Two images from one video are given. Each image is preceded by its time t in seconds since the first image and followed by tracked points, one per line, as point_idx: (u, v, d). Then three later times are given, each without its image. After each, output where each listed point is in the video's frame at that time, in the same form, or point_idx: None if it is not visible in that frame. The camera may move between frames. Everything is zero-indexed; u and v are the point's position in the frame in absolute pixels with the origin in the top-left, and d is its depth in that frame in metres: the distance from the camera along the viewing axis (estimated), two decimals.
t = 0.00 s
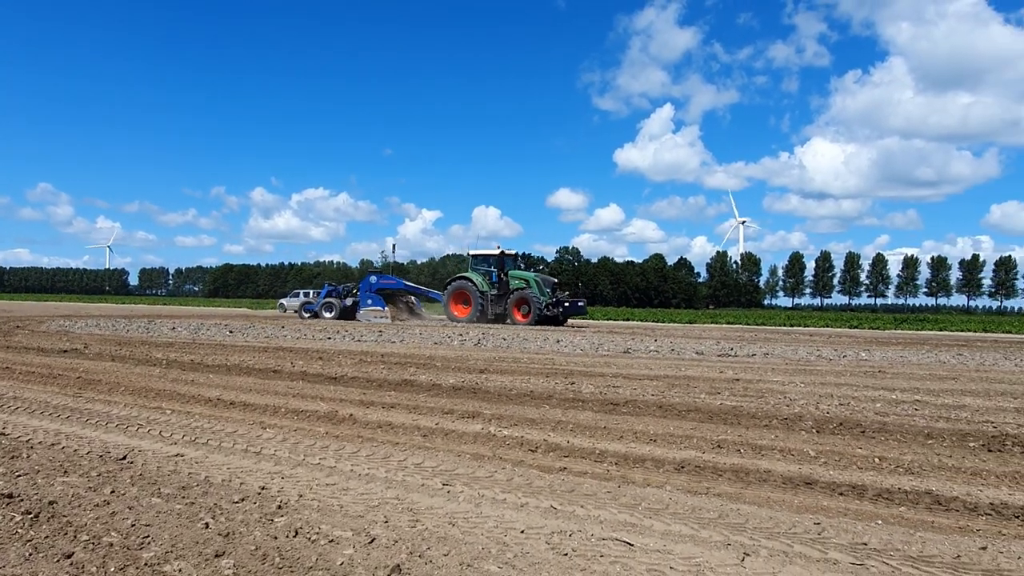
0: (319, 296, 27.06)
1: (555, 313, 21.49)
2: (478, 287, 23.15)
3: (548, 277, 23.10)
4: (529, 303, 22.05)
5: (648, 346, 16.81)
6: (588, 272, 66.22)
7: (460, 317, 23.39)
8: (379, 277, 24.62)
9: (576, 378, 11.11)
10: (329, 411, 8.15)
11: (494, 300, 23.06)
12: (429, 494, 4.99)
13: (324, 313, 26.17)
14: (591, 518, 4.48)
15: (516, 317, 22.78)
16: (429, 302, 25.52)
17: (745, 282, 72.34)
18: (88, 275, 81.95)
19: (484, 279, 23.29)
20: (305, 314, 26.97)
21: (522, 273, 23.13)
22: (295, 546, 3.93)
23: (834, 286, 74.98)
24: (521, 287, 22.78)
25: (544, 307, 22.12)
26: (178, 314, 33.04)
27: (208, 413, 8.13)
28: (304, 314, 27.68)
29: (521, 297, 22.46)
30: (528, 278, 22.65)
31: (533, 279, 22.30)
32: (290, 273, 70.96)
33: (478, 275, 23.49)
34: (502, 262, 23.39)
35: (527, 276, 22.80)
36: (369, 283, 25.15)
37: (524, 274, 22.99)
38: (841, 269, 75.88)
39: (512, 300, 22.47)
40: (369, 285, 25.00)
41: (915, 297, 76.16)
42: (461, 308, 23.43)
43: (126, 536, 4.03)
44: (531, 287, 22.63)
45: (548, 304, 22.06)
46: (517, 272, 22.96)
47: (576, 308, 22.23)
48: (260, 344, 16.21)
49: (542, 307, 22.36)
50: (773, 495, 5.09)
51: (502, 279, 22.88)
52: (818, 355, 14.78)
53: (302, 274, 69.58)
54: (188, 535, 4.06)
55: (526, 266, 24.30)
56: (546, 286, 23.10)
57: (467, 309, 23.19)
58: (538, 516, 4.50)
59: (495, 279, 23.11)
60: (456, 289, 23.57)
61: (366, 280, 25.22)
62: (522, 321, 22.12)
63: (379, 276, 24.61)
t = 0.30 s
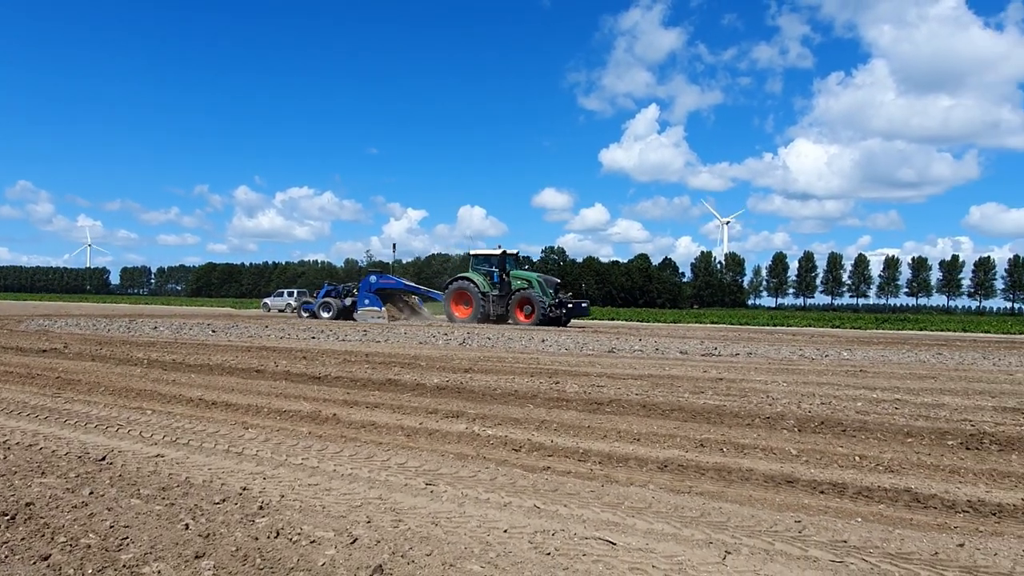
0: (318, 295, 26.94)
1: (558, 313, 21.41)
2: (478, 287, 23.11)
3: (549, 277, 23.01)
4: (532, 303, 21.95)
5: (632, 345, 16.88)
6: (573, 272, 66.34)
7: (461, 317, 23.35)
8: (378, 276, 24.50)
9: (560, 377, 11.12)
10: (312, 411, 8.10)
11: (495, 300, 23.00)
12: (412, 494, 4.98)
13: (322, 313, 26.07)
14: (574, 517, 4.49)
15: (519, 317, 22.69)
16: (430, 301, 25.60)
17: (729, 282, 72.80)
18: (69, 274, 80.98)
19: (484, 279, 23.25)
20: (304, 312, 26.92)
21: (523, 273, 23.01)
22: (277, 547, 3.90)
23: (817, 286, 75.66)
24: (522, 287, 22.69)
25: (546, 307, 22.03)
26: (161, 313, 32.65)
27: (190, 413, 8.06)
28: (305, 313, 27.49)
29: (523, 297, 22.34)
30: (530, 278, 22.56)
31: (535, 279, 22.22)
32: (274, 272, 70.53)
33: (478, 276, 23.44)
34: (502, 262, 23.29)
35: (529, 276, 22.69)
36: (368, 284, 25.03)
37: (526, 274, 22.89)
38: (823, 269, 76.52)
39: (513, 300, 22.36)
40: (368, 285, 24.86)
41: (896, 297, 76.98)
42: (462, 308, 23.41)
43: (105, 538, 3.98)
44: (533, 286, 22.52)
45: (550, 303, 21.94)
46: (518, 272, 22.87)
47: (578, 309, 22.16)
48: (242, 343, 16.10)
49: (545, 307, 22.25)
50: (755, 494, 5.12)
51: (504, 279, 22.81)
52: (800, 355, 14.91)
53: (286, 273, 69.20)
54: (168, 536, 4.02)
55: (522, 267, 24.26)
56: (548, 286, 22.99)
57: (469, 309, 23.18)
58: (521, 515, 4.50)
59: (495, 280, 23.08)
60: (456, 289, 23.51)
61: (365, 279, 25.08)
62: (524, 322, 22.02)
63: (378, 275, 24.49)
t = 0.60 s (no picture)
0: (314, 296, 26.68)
1: (559, 313, 21.34)
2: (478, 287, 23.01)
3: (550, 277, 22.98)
4: (533, 303, 21.89)
5: (615, 344, 16.97)
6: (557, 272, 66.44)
7: (460, 317, 23.24)
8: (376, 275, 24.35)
9: (544, 376, 11.13)
10: (293, 411, 8.05)
11: (496, 300, 22.92)
12: (393, 493, 4.96)
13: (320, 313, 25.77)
14: (556, 515, 4.50)
15: (519, 317, 22.64)
16: (428, 299, 25.54)
17: (712, 282, 73.24)
18: (46, 273, 79.83)
19: (485, 278, 23.17)
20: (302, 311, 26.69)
21: (525, 273, 22.93)
22: (255, 547, 3.87)
23: (798, 285, 76.33)
24: (524, 286, 22.63)
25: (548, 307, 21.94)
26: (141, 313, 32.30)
27: (169, 413, 7.99)
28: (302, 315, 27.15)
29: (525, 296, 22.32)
30: (532, 278, 22.50)
31: (537, 279, 22.18)
32: (256, 271, 69.98)
33: (478, 275, 23.35)
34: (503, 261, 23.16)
35: (532, 275, 22.64)
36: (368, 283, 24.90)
37: (528, 274, 22.82)
38: (804, 270, 77.22)
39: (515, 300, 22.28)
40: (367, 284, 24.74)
41: (876, 296, 77.84)
42: (462, 308, 23.29)
43: (80, 540, 3.93)
44: (535, 287, 22.48)
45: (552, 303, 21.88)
46: (519, 272, 22.80)
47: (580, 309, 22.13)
48: (222, 343, 15.95)
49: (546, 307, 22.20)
50: (734, 491, 5.15)
51: (505, 279, 22.73)
52: (781, 353, 15.02)
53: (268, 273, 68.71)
54: (144, 537, 3.97)
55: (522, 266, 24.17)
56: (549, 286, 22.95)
57: (468, 309, 23.09)
58: (502, 514, 4.50)
59: (497, 279, 23.02)
60: (456, 288, 23.37)
61: (363, 278, 24.91)
62: (525, 321, 21.92)
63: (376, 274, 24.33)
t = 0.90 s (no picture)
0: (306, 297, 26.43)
1: (558, 313, 21.33)
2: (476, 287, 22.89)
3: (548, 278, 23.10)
4: (532, 303, 21.85)
5: (594, 344, 17.03)
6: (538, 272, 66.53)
7: (457, 317, 23.05)
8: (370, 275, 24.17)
9: (524, 376, 11.14)
10: (269, 411, 7.98)
11: (494, 300, 22.81)
12: (368, 493, 4.93)
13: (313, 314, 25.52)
14: (531, 515, 4.50)
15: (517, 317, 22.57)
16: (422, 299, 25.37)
17: (691, 282, 73.73)
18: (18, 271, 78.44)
19: (483, 278, 23.13)
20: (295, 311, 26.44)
21: (522, 272, 22.98)
22: (227, 549, 3.83)
23: (776, 285, 77.09)
24: (521, 285, 22.66)
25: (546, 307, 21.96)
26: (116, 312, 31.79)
27: (142, 413, 7.89)
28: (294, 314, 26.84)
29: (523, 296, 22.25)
30: (529, 278, 22.60)
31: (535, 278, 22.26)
32: (234, 271, 69.32)
33: (475, 275, 23.27)
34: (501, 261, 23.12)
35: (530, 275, 22.67)
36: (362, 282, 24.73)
37: (526, 274, 22.90)
38: (782, 270, 78.00)
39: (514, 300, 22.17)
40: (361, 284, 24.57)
41: (852, 296, 78.83)
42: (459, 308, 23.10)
43: (47, 543, 3.87)
44: (532, 286, 22.54)
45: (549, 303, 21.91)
46: (517, 271, 22.84)
47: (576, 309, 22.20)
48: (198, 342, 15.77)
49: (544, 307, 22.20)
50: (709, 489, 5.19)
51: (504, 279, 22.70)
52: (758, 353, 15.16)
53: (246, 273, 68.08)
54: (114, 540, 3.92)
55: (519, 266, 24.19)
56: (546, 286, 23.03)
57: (465, 309, 22.91)
58: (477, 513, 4.50)
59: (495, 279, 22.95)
60: (452, 288, 23.24)
61: (357, 278, 24.75)
62: (523, 321, 21.89)
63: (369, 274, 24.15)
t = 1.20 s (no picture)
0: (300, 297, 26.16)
1: (555, 313, 21.22)
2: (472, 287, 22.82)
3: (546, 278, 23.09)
4: (529, 303, 21.78)
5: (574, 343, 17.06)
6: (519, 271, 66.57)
7: (453, 318, 22.95)
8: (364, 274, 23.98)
9: (504, 376, 11.15)
10: (246, 412, 7.91)
11: (490, 300, 22.68)
12: (344, 494, 4.92)
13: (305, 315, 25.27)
14: (508, 514, 4.51)
15: (515, 317, 22.47)
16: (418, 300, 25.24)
17: (672, 282, 74.17)
18: None
19: (479, 279, 23.07)
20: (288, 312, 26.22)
21: (520, 273, 22.95)
22: (200, 551, 3.80)
23: (755, 285, 77.77)
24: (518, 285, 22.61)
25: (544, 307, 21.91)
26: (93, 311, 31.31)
27: (116, 414, 7.80)
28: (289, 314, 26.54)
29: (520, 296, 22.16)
30: (528, 278, 22.57)
31: (533, 278, 22.25)
32: (213, 270, 68.63)
33: (472, 275, 23.19)
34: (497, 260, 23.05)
35: (527, 275, 22.62)
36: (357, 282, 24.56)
37: (523, 274, 22.87)
38: (762, 270, 78.68)
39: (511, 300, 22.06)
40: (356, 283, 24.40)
41: (829, 296, 79.75)
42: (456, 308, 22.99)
43: (17, 545, 3.81)
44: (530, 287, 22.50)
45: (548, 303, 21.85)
46: (515, 272, 22.79)
47: (575, 309, 22.19)
48: (175, 342, 15.60)
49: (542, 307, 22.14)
50: (685, 488, 5.23)
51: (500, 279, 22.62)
52: (737, 353, 15.28)
53: (225, 272, 67.43)
54: (85, 542, 3.88)
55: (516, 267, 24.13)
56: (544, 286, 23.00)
57: (461, 309, 22.81)
58: (453, 513, 4.50)
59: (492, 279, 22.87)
60: (448, 288, 23.16)
61: (352, 278, 24.58)
62: (521, 322, 21.81)
63: (364, 273, 23.96)
